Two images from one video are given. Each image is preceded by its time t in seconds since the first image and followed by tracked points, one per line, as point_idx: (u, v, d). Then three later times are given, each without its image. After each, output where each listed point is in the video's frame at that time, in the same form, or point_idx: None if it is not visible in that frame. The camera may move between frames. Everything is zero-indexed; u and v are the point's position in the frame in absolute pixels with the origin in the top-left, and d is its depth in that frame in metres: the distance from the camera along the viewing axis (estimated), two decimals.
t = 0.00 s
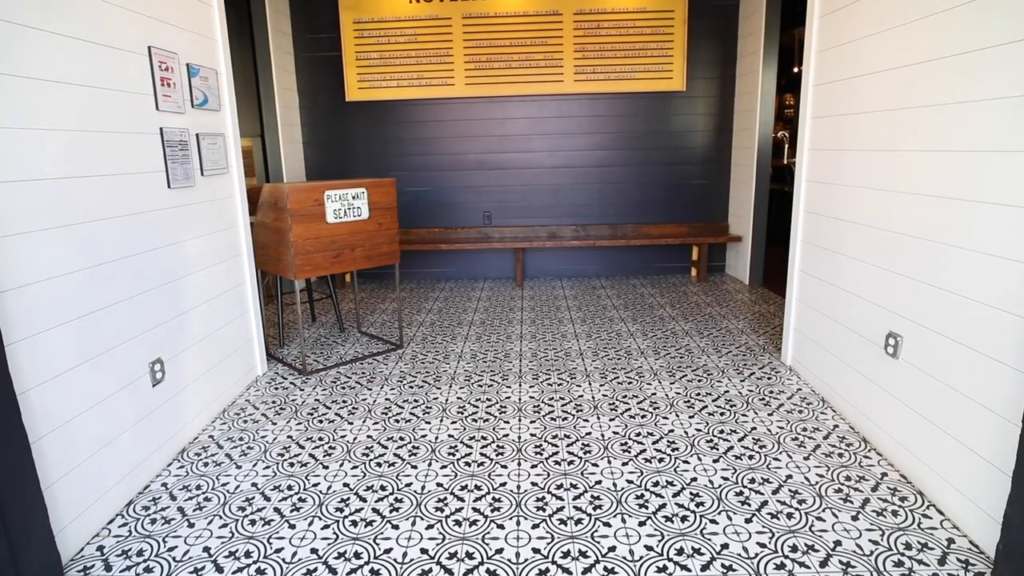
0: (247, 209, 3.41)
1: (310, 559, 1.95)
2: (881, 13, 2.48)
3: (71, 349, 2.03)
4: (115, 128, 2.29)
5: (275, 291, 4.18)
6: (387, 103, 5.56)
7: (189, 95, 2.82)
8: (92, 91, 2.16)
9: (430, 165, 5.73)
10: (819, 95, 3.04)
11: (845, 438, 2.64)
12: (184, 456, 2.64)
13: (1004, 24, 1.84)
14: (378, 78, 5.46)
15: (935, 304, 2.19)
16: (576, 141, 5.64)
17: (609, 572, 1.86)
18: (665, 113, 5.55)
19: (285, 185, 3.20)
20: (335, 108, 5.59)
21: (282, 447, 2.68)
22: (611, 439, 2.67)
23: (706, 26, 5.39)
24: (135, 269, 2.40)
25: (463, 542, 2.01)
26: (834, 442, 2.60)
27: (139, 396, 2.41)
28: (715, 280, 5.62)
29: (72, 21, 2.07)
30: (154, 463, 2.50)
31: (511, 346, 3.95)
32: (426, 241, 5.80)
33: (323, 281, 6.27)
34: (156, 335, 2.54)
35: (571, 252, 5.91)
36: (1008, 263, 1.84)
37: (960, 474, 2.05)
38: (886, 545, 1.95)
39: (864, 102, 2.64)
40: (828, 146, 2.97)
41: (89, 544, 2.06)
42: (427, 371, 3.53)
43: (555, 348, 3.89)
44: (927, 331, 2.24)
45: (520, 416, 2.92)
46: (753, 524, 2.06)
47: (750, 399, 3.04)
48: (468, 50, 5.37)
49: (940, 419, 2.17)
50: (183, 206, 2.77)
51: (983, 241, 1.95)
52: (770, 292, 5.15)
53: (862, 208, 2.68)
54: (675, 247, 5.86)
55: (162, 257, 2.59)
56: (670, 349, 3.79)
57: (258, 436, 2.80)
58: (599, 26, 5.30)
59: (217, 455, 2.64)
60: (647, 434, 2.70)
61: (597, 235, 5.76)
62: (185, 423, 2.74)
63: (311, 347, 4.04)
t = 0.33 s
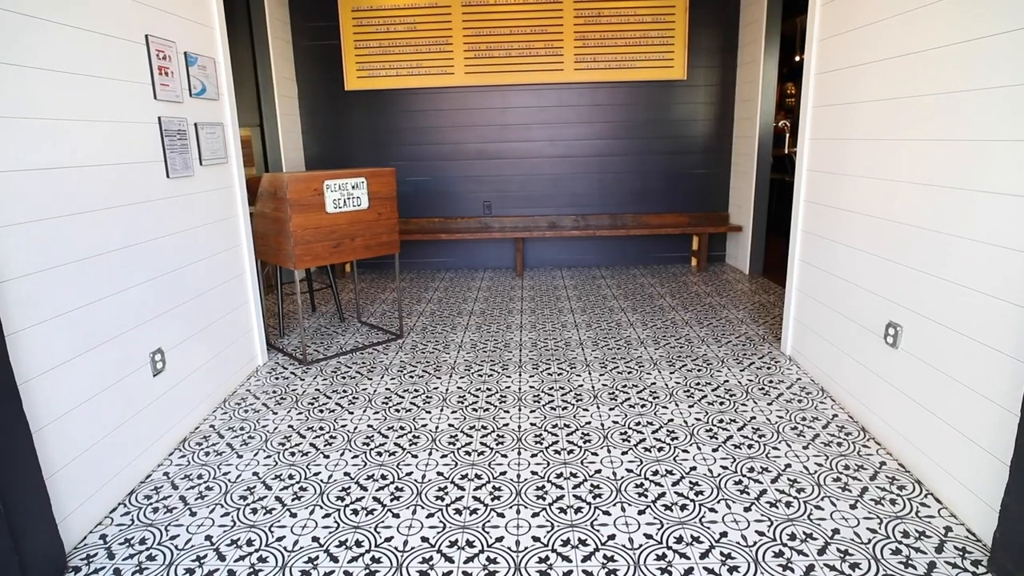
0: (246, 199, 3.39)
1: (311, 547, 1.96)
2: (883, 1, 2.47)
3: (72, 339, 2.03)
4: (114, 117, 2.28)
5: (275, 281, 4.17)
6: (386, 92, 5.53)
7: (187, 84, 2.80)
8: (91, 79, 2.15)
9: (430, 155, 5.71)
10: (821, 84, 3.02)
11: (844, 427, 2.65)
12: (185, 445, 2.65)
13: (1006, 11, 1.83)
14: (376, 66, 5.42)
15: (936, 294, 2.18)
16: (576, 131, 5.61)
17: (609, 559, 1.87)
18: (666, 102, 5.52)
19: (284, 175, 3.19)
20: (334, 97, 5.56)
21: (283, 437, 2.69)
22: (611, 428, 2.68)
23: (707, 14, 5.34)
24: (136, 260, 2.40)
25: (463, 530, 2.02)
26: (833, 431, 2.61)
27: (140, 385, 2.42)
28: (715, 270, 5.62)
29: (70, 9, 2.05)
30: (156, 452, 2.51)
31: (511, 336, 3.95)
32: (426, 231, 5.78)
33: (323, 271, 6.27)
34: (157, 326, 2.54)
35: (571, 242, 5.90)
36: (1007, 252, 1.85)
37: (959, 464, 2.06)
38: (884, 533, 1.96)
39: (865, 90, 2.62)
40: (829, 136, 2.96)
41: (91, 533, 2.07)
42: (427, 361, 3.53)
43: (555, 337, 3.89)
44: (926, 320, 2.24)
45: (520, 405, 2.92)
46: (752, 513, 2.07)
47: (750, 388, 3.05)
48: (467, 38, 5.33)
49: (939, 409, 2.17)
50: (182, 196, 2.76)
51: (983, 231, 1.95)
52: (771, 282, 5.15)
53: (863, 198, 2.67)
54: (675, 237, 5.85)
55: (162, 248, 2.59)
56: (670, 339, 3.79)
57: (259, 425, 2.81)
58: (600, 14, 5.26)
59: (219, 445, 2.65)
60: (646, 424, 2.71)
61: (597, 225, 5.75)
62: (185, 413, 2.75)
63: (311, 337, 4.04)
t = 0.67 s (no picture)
0: (246, 191, 3.38)
1: (312, 538, 1.97)
2: None
3: (71, 331, 2.03)
4: (112, 108, 2.26)
5: (275, 274, 4.17)
6: (385, 84, 5.50)
7: (185, 75, 2.78)
8: (91, 72, 2.15)
9: (429, 146, 5.69)
10: (822, 76, 3.01)
11: (843, 419, 2.65)
12: (186, 437, 2.66)
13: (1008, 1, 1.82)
14: (376, 58, 5.39)
15: (937, 286, 2.18)
16: (576, 122, 5.59)
17: (609, 550, 1.88)
18: (666, 93, 5.50)
19: (283, 167, 3.17)
20: (333, 89, 5.53)
21: (283, 428, 2.70)
22: (611, 420, 2.69)
23: (708, 5, 5.31)
24: (134, 252, 2.39)
25: (463, 521, 2.03)
26: (832, 423, 2.62)
27: (141, 377, 2.42)
28: (715, 262, 5.61)
29: None
30: (158, 443, 2.52)
31: (511, 328, 3.96)
32: (426, 223, 5.77)
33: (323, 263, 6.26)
34: (157, 318, 2.54)
35: (571, 234, 5.90)
36: (1008, 244, 1.84)
37: (958, 455, 2.06)
38: (882, 524, 1.97)
39: (866, 81, 2.61)
40: (830, 128, 2.95)
41: (94, 524, 2.08)
42: (427, 353, 3.54)
43: (555, 329, 3.89)
44: (926, 312, 2.24)
45: (520, 397, 2.93)
46: (751, 503, 2.08)
47: (749, 380, 3.06)
48: (467, 29, 5.30)
49: (939, 401, 2.17)
50: (181, 188, 2.75)
51: (985, 223, 1.94)
52: (771, 274, 5.15)
53: (863, 190, 2.67)
54: (675, 229, 5.84)
55: (161, 240, 2.58)
56: (670, 331, 3.80)
57: (260, 417, 2.82)
58: (600, 5, 5.22)
59: (219, 437, 2.66)
60: (646, 415, 2.71)
61: (597, 217, 5.74)
62: (186, 406, 2.75)
63: (311, 329, 4.05)
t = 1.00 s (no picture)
0: (245, 183, 3.38)
1: (313, 528, 1.98)
2: None
3: (71, 324, 2.02)
4: (110, 99, 2.25)
5: (275, 266, 4.16)
6: (385, 75, 5.47)
7: (184, 67, 2.77)
8: (89, 63, 2.14)
9: (429, 138, 5.66)
10: (823, 67, 3.00)
11: (842, 410, 2.66)
12: (187, 429, 2.67)
13: None
14: (375, 48, 5.37)
15: (937, 278, 2.17)
16: (576, 114, 5.57)
17: (609, 540, 1.89)
18: (667, 84, 5.47)
19: (283, 158, 3.16)
20: (332, 80, 5.50)
21: (284, 420, 2.71)
22: (611, 411, 2.69)
23: None
24: (133, 244, 2.38)
25: (463, 512, 2.04)
26: (832, 414, 2.62)
27: (141, 369, 2.43)
28: (715, 254, 5.61)
29: None
30: (159, 435, 2.53)
31: (511, 320, 3.96)
32: (426, 215, 5.76)
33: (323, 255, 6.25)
34: (157, 310, 2.54)
35: (571, 226, 5.89)
36: (1009, 236, 1.84)
37: (957, 447, 2.06)
38: (881, 514, 1.98)
39: (867, 72, 2.60)
40: (831, 119, 2.94)
41: (95, 515, 2.09)
42: (427, 345, 3.54)
43: (555, 321, 3.89)
44: (927, 304, 2.24)
45: (520, 388, 2.94)
46: (751, 494, 2.09)
47: (749, 371, 3.06)
48: (467, 20, 5.26)
49: (939, 392, 2.17)
50: (180, 179, 2.74)
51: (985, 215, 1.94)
52: (771, 266, 5.14)
53: (864, 181, 2.66)
54: (675, 221, 5.83)
55: (160, 231, 2.57)
56: (670, 322, 3.80)
57: (261, 408, 2.83)
58: None
59: (220, 428, 2.66)
60: (646, 406, 2.72)
61: (597, 208, 5.73)
62: (187, 398, 2.76)
63: (311, 321, 4.05)
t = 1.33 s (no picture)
0: (245, 176, 3.37)
1: (314, 521, 1.99)
2: None
3: (70, 317, 2.02)
4: (108, 90, 2.24)
5: (274, 259, 4.16)
6: (384, 67, 5.45)
7: (182, 59, 2.76)
8: (87, 54, 2.13)
9: (429, 130, 5.64)
10: (824, 60, 2.99)
11: (841, 403, 2.66)
12: (188, 422, 2.67)
13: None
14: (375, 41, 5.34)
15: (938, 272, 2.17)
16: (576, 106, 5.55)
17: (608, 532, 1.90)
18: (667, 77, 5.45)
19: (282, 151, 3.15)
20: (332, 72, 5.48)
21: (285, 413, 2.71)
22: (611, 404, 2.70)
23: None
24: (132, 237, 2.38)
25: (463, 504, 2.05)
26: (831, 407, 2.63)
27: (142, 362, 2.43)
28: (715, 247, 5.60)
29: None
30: (159, 428, 2.53)
31: (511, 312, 3.96)
32: (426, 208, 5.75)
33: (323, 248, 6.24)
34: (157, 304, 2.54)
35: (570, 219, 5.88)
36: (1009, 229, 1.84)
37: (957, 439, 2.06)
38: (879, 506, 1.99)
39: (867, 66, 2.60)
40: (832, 112, 2.94)
41: (96, 508, 2.10)
42: (428, 338, 3.54)
43: (555, 314, 3.89)
44: (927, 297, 2.24)
45: (520, 381, 2.94)
46: (750, 487, 2.10)
47: (748, 364, 3.07)
48: (466, 11, 5.23)
49: (939, 385, 2.17)
50: (179, 172, 2.73)
51: (985, 208, 1.94)
52: (771, 259, 5.14)
53: (865, 174, 2.66)
54: (675, 214, 5.83)
55: (159, 224, 2.57)
56: (670, 315, 3.80)
57: (261, 401, 2.83)
58: None
59: (221, 421, 2.67)
60: (646, 399, 2.72)
61: (597, 201, 5.72)
62: (187, 391, 2.76)
63: (311, 314, 4.05)
